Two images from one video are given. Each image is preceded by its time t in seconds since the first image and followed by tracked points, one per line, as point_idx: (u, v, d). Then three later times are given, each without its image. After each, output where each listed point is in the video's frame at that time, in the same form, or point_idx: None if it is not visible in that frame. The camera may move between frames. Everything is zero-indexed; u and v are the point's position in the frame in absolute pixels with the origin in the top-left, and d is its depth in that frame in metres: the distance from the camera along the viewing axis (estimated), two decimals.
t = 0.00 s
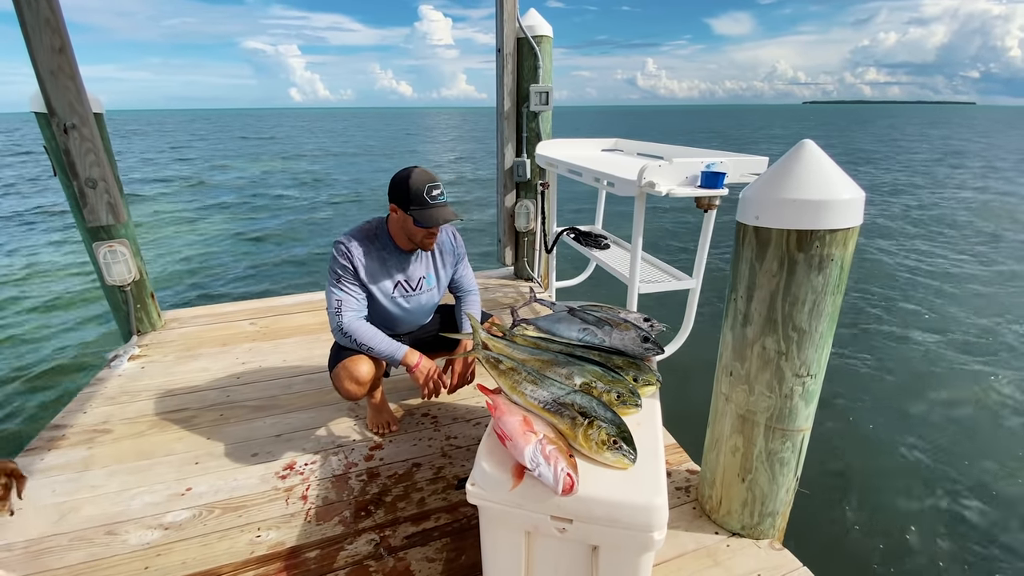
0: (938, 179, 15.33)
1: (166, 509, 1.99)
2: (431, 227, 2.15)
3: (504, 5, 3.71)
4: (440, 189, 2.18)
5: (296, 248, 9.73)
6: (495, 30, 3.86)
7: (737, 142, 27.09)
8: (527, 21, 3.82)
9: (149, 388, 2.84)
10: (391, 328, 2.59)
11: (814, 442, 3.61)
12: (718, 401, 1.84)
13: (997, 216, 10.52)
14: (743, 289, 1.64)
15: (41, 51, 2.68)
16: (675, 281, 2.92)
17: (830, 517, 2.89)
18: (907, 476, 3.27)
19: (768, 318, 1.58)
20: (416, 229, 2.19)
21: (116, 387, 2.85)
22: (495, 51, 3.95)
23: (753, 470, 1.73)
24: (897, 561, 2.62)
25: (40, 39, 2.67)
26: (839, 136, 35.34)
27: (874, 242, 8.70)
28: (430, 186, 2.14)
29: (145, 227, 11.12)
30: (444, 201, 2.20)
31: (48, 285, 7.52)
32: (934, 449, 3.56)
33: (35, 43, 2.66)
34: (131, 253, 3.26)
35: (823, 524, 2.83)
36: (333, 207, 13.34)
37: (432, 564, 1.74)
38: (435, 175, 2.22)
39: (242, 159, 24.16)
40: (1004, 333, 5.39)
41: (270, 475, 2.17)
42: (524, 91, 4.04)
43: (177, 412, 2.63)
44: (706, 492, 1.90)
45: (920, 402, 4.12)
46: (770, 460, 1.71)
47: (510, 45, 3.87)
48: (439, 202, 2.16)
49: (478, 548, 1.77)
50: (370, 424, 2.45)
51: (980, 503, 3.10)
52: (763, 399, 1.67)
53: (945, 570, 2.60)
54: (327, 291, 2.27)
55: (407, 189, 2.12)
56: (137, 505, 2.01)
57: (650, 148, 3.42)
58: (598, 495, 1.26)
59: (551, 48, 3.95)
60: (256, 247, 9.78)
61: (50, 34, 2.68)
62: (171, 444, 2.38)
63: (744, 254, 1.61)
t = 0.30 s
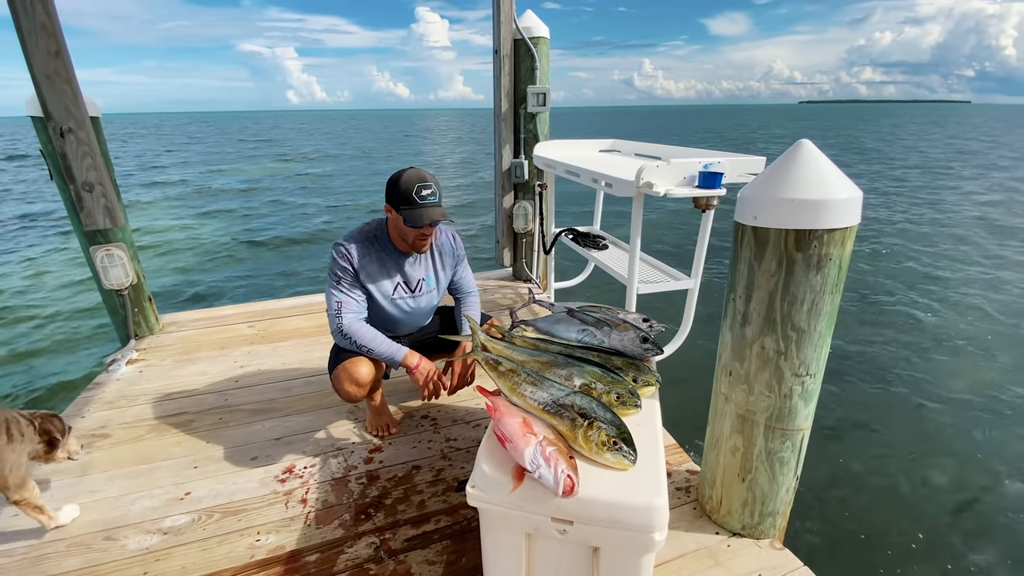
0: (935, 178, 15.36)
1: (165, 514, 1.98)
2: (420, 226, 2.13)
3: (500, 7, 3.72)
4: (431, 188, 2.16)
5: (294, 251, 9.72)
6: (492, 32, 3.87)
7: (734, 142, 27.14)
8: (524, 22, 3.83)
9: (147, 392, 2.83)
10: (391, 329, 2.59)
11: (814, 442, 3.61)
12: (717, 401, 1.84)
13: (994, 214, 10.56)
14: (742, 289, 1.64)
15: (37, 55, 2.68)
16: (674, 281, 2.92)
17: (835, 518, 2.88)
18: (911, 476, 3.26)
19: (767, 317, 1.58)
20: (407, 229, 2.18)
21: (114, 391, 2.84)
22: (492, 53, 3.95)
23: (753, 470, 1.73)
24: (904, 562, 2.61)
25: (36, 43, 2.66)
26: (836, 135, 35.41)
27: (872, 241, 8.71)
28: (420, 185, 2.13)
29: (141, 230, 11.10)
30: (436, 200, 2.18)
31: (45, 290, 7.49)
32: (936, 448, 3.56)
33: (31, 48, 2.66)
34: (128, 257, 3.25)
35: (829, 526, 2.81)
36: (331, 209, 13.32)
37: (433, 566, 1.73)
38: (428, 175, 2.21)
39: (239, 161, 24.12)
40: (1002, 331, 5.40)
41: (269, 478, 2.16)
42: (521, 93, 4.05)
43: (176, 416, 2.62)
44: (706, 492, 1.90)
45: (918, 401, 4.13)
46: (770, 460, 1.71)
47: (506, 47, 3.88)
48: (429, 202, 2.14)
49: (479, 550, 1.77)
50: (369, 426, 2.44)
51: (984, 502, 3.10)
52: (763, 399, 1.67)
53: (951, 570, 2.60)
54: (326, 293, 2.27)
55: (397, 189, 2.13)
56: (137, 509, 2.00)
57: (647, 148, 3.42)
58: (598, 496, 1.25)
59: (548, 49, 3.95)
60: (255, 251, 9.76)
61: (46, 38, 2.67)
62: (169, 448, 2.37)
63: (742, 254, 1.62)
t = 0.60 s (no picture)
0: (932, 178, 15.39)
1: (163, 518, 1.98)
2: (416, 226, 2.13)
3: (497, 9, 3.72)
4: (428, 189, 2.16)
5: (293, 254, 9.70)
6: (489, 34, 3.88)
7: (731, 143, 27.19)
8: (521, 24, 3.84)
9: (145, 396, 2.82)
10: (390, 331, 2.59)
11: (813, 442, 3.61)
12: (716, 401, 1.84)
13: (991, 214, 10.59)
14: (740, 289, 1.65)
15: (33, 59, 2.67)
16: (672, 282, 2.92)
17: (834, 517, 2.88)
18: (911, 476, 3.26)
19: (765, 317, 1.59)
20: (404, 230, 2.18)
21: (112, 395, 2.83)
22: (489, 55, 3.96)
23: (752, 470, 1.74)
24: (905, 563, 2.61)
25: (32, 47, 2.66)
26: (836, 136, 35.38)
27: (869, 240, 8.73)
28: (416, 186, 2.13)
29: (139, 233, 11.07)
30: (433, 200, 2.17)
31: (42, 294, 7.47)
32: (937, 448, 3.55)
33: (27, 51, 2.65)
34: (126, 260, 3.24)
35: (829, 525, 2.81)
36: (329, 212, 13.30)
37: (432, 568, 1.73)
38: (425, 175, 2.21)
39: (237, 164, 24.08)
40: (999, 330, 5.41)
41: (268, 481, 2.16)
42: (518, 94, 4.05)
43: (174, 419, 2.61)
44: (705, 492, 1.91)
45: (917, 400, 4.13)
46: (769, 459, 1.71)
47: (503, 48, 3.88)
48: (425, 202, 2.14)
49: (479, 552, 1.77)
50: (368, 429, 2.44)
51: (984, 502, 3.10)
52: (762, 398, 1.67)
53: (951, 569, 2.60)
54: (325, 295, 2.27)
55: (394, 190, 2.14)
56: (135, 514, 2.00)
57: (645, 149, 3.43)
58: (597, 496, 1.26)
59: (545, 51, 3.96)
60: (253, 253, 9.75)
61: (43, 42, 2.67)
62: (167, 452, 2.36)
63: (739, 255, 1.62)
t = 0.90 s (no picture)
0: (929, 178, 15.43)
1: (160, 521, 1.97)
2: (412, 227, 2.13)
3: (494, 11, 3.73)
4: (425, 190, 2.17)
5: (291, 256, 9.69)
6: (486, 36, 3.88)
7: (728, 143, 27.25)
8: (518, 26, 3.85)
9: (143, 399, 2.82)
10: (388, 333, 2.59)
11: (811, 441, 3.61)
12: (713, 401, 1.85)
13: (987, 213, 10.63)
14: (736, 289, 1.66)
15: (30, 62, 2.67)
16: (669, 282, 2.93)
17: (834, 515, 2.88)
18: (907, 475, 3.27)
19: (761, 317, 1.59)
20: (401, 233, 2.19)
21: (109, 398, 2.82)
22: (486, 57, 3.96)
23: (749, 469, 1.74)
24: (903, 560, 2.61)
25: (29, 50, 2.66)
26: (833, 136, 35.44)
27: (866, 240, 8.75)
28: (413, 188, 2.14)
29: (136, 236, 11.05)
30: (430, 203, 2.18)
31: (37, 297, 7.44)
32: (934, 447, 3.57)
33: (24, 55, 2.65)
34: (123, 263, 3.24)
35: (828, 523, 2.82)
36: (327, 214, 13.29)
37: (431, 570, 1.73)
38: (422, 177, 2.22)
39: (234, 167, 24.04)
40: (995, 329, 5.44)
41: (266, 484, 2.16)
42: (515, 96, 4.06)
43: (172, 422, 2.61)
44: (703, 492, 1.91)
45: (914, 399, 4.15)
46: (766, 459, 1.72)
47: (500, 50, 3.89)
48: (422, 205, 2.14)
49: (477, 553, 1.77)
50: (367, 431, 2.44)
51: (981, 500, 3.12)
52: (758, 398, 1.68)
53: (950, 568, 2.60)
54: (323, 298, 2.27)
55: (391, 192, 2.15)
56: (132, 517, 1.99)
57: (642, 151, 3.44)
58: (595, 496, 1.26)
59: (541, 53, 3.97)
60: (250, 256, 9.73)
61: (40, 45, 2.67)
62: (165, 455, 2.36)
63: (735, 255, 1.63)
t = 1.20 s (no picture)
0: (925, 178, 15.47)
1: (158, 524, 1.97)
2: (404, 221, 2.13)
3: (490, 13, 3.74)
4: (417, 185, 2.17)
5: (288, 258, 9.68)
6: (482, 38, 3.90)
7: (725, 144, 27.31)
8: (515, 28, 3.86)
9: (141, 402, 2.81)
10: (385, 335, 2.59)
11: (808, 441, 3.62)
12: (710, 401, 1.85)
13: (984, 213, 10.65)
14: (731, 290, 1.66)
15: (27, 65, 2.67)
16: (666, 283, 2.94)
17: (832, 517, 2.89)
18: (904, 473, 3.28)
19: (757, 318, 1.60)
20: (392, 226, 2.18)
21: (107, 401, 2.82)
22: (483, 59, 3.98)
23: (746, 469, 1.75)
24: (902, 561, 2.62)
25: (25, 53, 2.65)
26: (832, 137, 35.46)
27: (863, 241, 8.78)
28: (405, 181, 2.16)
29: (133, 239, 11.02)
30: (422, 197, 2.18)
31: (34, 300, 7.42)
32: (930, 445, 3.58)
33: (21, 58, 2.65)
34: (120, 266, 3.24)
35: (827, 525, 2.82)
36: (325, 216, 13.29)
37: (429, 571, 1.73)
38: (416, 175, 2.24)
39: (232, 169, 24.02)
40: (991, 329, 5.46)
41: (264, 486, 2.16)
42: (512, 98, 4.07)
43: (170, 425, 2.60)
44: (700, 492, 1.92)
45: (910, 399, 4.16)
46: (763, 459, 1.73)
47: (497, 53, 3.90)
48: (413, 196, 2.14)
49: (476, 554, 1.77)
50: (364, 432, 2.44)
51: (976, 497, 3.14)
52: (755, 398, 1.69)
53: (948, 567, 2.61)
54: (320, 300, 2.27)
55: (383, 187, 2.17)
56: (130, 520, 1.99)
57: (638, 152, 3.45)
58: (593, 497, 1.26)
59: (538, 55, 3.98)
60: (248, 258, 9.73)
61: (36, 48, 2.67)
62: (163, 458, 2.36)
63: (731, 256, 1.64)
